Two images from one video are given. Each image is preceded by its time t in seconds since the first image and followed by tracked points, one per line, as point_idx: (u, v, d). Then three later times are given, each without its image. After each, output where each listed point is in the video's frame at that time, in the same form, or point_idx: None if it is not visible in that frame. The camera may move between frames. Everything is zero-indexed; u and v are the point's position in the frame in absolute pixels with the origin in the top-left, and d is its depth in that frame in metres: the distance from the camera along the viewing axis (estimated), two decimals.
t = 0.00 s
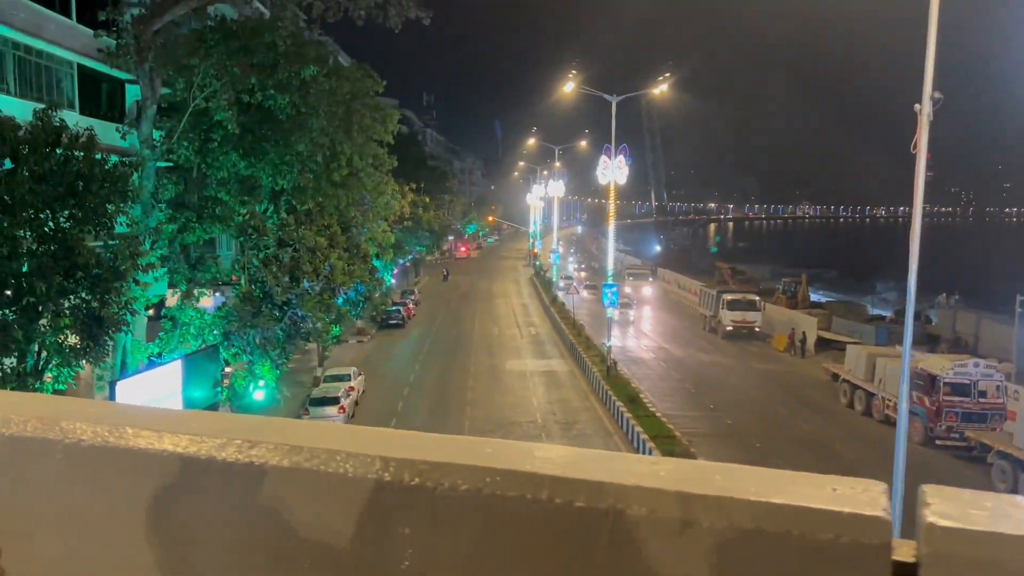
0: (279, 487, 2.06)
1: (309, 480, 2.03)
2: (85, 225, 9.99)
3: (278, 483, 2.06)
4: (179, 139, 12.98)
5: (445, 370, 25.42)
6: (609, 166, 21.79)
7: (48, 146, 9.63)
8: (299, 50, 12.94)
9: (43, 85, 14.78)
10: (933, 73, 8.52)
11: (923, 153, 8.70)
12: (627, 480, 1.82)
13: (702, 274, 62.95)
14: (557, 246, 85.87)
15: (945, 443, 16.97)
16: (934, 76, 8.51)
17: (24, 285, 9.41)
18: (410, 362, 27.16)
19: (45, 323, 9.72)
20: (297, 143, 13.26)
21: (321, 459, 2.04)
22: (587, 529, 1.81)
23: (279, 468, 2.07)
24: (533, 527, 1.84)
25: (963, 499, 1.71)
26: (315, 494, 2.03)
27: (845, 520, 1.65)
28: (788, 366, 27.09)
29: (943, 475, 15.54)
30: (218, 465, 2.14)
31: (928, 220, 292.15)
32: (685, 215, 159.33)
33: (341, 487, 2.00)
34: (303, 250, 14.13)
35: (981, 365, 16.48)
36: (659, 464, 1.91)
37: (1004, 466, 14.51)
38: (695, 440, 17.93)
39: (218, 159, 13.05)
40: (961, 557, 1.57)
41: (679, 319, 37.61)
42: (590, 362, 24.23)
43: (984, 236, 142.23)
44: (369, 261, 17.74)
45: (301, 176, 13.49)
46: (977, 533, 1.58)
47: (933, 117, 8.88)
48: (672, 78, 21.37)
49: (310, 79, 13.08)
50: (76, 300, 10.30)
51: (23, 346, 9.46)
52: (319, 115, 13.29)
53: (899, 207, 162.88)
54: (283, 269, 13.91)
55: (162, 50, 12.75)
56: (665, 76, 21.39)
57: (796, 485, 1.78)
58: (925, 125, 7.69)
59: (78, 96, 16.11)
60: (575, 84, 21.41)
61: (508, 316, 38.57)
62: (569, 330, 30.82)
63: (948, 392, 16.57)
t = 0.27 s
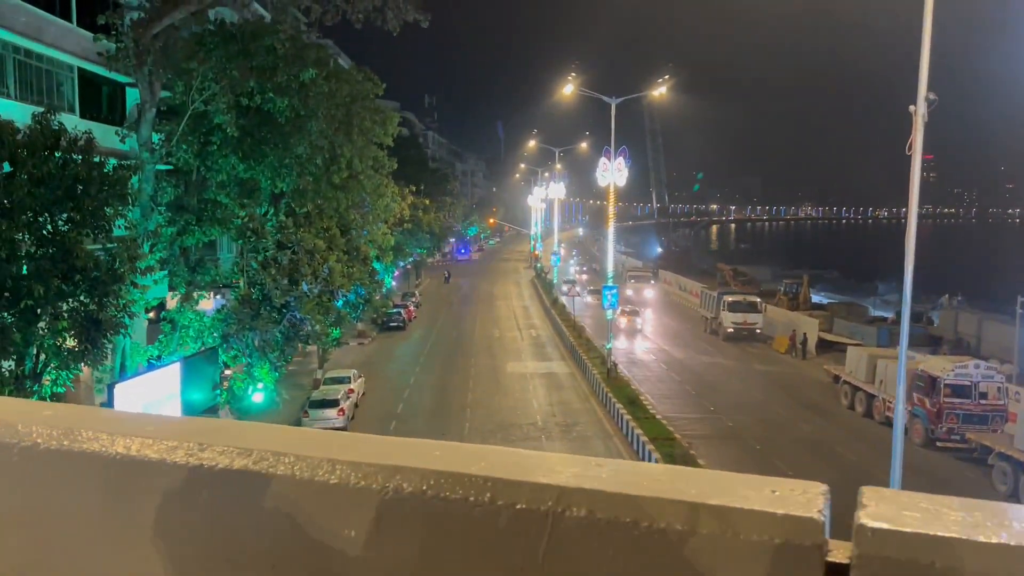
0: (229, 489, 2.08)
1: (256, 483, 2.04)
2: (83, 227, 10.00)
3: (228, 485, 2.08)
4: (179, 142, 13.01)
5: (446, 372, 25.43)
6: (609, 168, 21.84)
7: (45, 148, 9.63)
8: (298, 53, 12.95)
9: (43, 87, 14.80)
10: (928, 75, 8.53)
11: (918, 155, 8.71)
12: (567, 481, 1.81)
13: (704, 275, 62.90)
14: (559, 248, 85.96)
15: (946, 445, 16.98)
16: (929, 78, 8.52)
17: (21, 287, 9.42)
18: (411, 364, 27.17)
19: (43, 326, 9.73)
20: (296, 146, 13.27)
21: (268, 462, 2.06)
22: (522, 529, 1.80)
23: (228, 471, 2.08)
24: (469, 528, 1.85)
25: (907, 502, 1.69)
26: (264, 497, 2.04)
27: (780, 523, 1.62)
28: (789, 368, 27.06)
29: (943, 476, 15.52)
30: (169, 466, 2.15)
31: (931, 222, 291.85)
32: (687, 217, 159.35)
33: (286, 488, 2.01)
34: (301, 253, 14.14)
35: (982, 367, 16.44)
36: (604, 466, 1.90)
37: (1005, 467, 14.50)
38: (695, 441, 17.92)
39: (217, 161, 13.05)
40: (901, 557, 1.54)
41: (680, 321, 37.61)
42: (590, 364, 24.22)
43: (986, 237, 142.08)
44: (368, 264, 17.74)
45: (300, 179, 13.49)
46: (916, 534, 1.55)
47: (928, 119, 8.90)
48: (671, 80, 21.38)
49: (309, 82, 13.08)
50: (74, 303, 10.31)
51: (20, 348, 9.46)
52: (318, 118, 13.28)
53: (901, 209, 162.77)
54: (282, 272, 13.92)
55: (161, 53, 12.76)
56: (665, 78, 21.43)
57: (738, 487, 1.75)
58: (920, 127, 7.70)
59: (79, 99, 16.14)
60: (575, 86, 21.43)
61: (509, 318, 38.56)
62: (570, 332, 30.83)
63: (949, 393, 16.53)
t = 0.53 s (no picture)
0: (186, 498, 2.13)
1: (211, 493, 2.10)
2: (70, 233, 9.97)
3: (186, 494, 2.13)
4: (168, 149, 12.95)
5: (437, 378, 25.40)
6: (599, 174, 21.91)
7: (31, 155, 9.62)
8: (287, 60, 12.93)
9: (31, 94, 14.75)
10: (912, 82, 8.59)
11: (903, 160, 8.76)
12: (508, 487, 1.85)
13: (696, 281, 63.03)
14: (550, 254, 86.05)
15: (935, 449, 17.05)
16: (912, 84, 8.58)
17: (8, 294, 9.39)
18: (401, 370, 27.16)
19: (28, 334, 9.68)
20: (285, 152, 13.23)
21: (224, 472, 2.11)
22: (461, 537, 1.83)
23: (186, 481, 2.14)
24: (410, 535, 1.88)
25: (860, 509, 1.70)
26: (232, 507, 2.07)
27: (714, 529, 1.64)
28: (779, 372, 27.14)
29: (932, 480, 15.56)
30: (123, 475, 2.20)
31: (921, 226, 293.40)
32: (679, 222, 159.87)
33: (240, 499, 2.07)
34: (290, 259, 14.13)
35: (970, 370, 16.52)
36: (552, 473, 1.94)
37: (993, 471, 14.55)
38: (686, 446, 17.95)
39: (206, 167, 12.98)
40: (846, 565, 1.56)
41: (671, 326, 37.68)
42: (581, 370, 24.23)
43: (976, 241, 143.00)
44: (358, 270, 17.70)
45: (289, 185, 13.45)
46: (861, 543, 1.57)
47: (913, 125, 8.95)
48: (661, 87, 21.46)
49: (299, 87, 13.02)
50: (60, 311, 10.26)
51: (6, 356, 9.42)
52: (307, 125, 13.28)
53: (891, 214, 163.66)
54: (270, 278, 13.88)
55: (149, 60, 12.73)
56: (654, 84, 21.51)
57: (683, 494, 1.76)
58: (904, 133, 7.75)
59: (66, 104, 16.06)
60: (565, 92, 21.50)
61: (500, 324, 38.58)
62: (561, 337, 30.84)
63: (937, 397, 16.59)
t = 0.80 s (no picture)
0: (140, 508, 2.15)
1: (176, 504, 2.12)
2: (43, 238, 9.86)
3: (150, 504, 2.14)
4: (144, 152, 12.80)
5: (418, 381, 25.32)
6: (579, 177, 21.97)
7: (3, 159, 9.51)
8: (265, 62, 12.78)
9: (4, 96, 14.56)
10: (886, 86, 8.68)
11: (877, 163, 8.84)
12: (459, 495, 1.93)
13: (677, 283, 63.23)
14: (532, 257, 86.15)
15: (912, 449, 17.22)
16: (886, 88, 8.66)
17: None
18: (383, 373, 27.06)
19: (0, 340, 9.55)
20: (264, 155, 13.11)
21: (167, 481, 2.15)
22: (411, 544, 1.89)
23: (138, 493, 2.16)
24: (359, 544, 1.93)
25: (804, 514, 1.80)
26: (197, 517, 2.10)
27: (664, 536, 1.72)
28: (759, 374, 27.31)
29: (909, 480, 15.72)
30: (59, 484, 2.22)
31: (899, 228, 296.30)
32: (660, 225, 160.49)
33: (193, 510, 2.10)
34: (268, 263, 14.03)
35: (946, 371, 16.68)
36: (503, 480, 2.03)
37: (969, 471, 14.72)
38: (666, 448, 18.02)
39: (183, 171, 12.85)
40: (790, 568, 1.66)
41: (652, 329, 37.80)
42: (563, 373, 24.25)
43: (953, 243, 144.57)
44: (338, 273, 17.59)
45: (268, 188, 13.34)
46: (808, 545, 1.67)
47: (887, 129, 9.04)
48: (640, 90, 21.55)
49: (278, 90, 12.91)
50: (33, 316, 10.13)
51: None
52: (285, 127, 13.16)
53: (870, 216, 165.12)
54: (248, 282, 13.78)
55: (124, 61, 12.59)
56: (633, 87, 21.61)
57: (635, 502, 1.85)
58: (879, 136, 7.83)
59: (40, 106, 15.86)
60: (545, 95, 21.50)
61: (482, 327, 38.53)
62: (543, 340, 30.85)
63: (915, 398, 16.73)
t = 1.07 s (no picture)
0: (122, 523, 2.23)
1: (160, 519, 2.21)
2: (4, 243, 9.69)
3: (132, 519, 2.23)
4: (109, 156, 12.57)
5: (390, 386, 25.18)
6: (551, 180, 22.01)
7: None
8: (234, 65, 12.58)
9: None
10: (851, 92, 8.80)
11: (843, 167, 8.95)
12: (413, 507, 2.07)
13: (649, 286, 63.50)
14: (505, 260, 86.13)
15: (879, 450, 17.47)
16: (851, 93, 8.79)
17: None
18: (354, 378, 26.91)
19: None
20: (232, 159, 12.93)
21: (116, 494, 2.26)
22: (366, 553, 2.04)
23: (122, 508, 2.24)
24: (316, 555, 2.08)
25: (756, 520, 1.95)
26: (179, 530, 2.19)
27: (613, 547, 1.88)
28: (730, 376, 27.53)
29: (877, 480, 15.92)
30: (20, 499, 2.32)
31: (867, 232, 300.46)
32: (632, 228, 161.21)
33: (176, 523, 2.19)
34: (236, 267, 13.89)
35: (912, 373, 16.93)
36: (459, 490, 2.18)
37: (935, 470, 14.94)
38: (638, 450, 18.10)
39: (150, 175, 12.67)
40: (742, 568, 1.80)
41: (625, 332, 37.96)
42: (535, 377, 24.27)
43: (920, 246, 146.79)
44: (308, 278, 17.44)
45: (236, 192, 13.18)
46: (760, 552, 1.81)
47: (853, 134, 9.17)
48: (611, 94, 21.68)
49: (246, 93, 12.76)
50: None
51: None
52: (254, 131, 13.00)
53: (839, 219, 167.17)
54: (216, 287, 13.65)
55: (90, 63, 12.36)
56: (605, 92, 21.70)
57: (591, 511, 2.00)
58: (844, 141, 7.93)
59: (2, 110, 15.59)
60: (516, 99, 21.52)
61: (454, 331, 38.44)
62: (516, 344, 30.86)
63: (882, 399, 16.96)
